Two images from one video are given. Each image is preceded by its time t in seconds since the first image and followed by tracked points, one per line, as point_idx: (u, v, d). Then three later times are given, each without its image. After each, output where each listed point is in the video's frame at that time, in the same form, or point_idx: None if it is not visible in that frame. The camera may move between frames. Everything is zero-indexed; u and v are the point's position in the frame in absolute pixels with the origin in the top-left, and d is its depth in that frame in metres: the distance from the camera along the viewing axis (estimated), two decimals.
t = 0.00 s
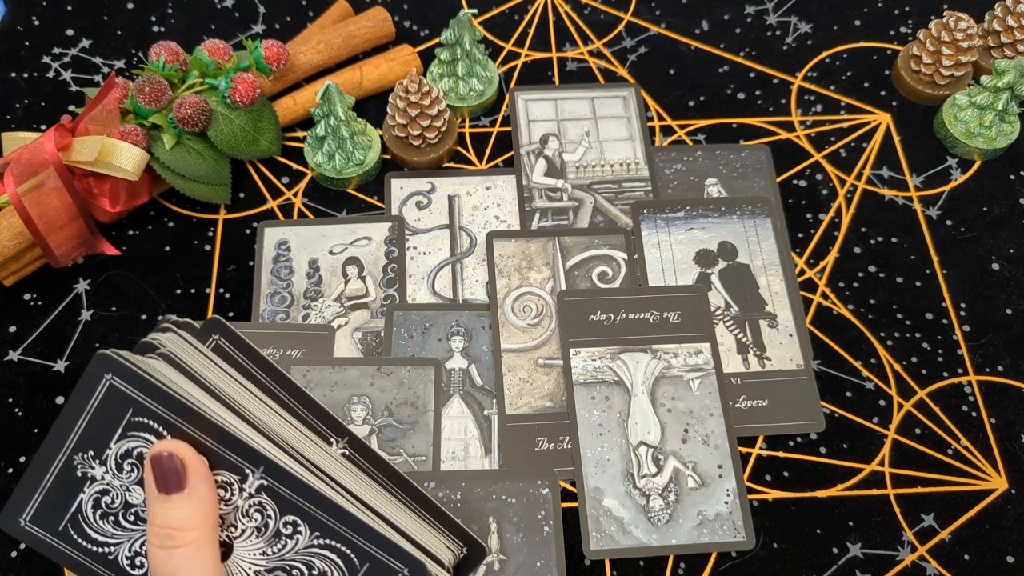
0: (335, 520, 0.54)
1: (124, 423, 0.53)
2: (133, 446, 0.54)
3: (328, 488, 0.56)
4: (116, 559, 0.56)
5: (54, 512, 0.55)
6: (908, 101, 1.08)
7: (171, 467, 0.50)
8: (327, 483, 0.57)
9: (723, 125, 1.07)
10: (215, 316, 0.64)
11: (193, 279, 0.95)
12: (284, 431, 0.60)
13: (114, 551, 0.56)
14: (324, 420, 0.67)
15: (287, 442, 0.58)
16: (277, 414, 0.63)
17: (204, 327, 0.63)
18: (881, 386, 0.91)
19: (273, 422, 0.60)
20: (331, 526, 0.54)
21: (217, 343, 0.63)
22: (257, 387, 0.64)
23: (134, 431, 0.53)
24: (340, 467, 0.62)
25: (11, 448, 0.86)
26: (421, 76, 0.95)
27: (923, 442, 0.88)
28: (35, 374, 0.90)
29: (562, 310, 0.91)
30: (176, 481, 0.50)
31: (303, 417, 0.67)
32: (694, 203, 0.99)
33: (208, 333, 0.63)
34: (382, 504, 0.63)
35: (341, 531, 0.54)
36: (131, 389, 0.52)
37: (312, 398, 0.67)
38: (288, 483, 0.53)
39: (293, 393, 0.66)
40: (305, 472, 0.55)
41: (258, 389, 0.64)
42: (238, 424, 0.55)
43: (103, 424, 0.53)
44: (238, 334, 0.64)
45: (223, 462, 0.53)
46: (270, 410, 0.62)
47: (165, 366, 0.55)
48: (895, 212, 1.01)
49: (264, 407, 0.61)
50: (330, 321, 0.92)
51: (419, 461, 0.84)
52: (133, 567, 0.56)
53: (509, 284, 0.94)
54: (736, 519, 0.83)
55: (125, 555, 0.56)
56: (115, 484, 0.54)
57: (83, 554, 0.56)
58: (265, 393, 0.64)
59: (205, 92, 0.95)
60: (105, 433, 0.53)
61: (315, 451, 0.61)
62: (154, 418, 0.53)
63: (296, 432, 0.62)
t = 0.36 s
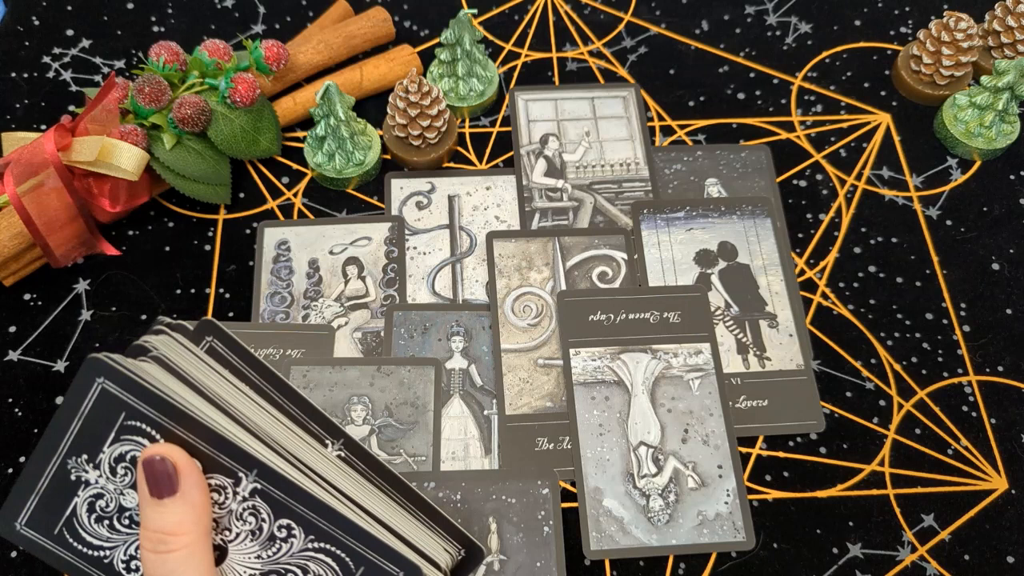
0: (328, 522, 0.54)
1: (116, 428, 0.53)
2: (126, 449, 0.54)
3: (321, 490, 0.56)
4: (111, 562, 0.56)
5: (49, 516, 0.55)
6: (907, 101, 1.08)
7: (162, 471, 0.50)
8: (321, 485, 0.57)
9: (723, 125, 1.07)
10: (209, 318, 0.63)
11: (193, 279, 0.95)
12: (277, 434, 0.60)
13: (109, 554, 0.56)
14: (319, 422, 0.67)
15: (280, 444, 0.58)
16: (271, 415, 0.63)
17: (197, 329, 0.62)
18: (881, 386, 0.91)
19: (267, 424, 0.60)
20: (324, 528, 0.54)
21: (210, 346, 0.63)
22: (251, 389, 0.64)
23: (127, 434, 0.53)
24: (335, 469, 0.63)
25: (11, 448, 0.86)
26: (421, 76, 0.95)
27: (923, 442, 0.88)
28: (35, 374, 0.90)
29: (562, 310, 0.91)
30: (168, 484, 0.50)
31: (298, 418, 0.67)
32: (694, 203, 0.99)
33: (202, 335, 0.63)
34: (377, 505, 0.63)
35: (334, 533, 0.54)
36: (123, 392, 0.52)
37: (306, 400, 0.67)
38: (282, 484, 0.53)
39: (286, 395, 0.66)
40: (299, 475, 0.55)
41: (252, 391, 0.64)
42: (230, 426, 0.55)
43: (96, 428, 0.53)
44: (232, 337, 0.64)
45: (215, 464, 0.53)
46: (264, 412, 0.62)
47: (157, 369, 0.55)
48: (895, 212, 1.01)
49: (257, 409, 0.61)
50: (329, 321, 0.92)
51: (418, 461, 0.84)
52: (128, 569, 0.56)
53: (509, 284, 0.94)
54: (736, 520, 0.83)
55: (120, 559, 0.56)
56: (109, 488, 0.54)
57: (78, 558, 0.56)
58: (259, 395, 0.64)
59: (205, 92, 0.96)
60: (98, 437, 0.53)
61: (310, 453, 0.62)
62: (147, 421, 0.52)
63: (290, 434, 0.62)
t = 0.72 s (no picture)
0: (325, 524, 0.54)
1: (116, 428, 0.53)
2: (126, 450, 0.53)
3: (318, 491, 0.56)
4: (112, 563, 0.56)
5: (51, 515, 0.55)
6: (908, 101, 1.08)
7: (162, 472, 0.50)
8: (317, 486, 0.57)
9: (723, 125, 1.07)
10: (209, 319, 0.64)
11: (193, 278, 0.95)
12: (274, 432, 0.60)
13: (111, 555, 0.56)
14: (320, 424, 0.68)
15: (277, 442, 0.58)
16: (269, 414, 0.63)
17: (198, 329, 0.63)
18: (881, 386, 0.91)
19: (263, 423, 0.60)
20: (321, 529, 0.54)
21: (211, 345, 0.64)
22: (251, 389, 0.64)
23: (127, 435, 0.53)
24: (333, 469, 0.62)
25: (11, 448, 0.86)
26: (420, 76, 0.95)
27: (923, 442, 0.88)
28: (35, 374, 0.90)
29: (562, 310, 0.91)
30: (167, 485, 0.50)
31: (299, 418, 0.68)
32: (694, 203, 0.99)
33: (203, 335, 0.63)
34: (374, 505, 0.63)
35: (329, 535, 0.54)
36: (122, 393, 0.52)
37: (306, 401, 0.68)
38: (279, 483, 0.53)
39: (287, 395, 0.67)
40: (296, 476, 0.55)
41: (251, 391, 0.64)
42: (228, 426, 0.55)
43: (96, 430, 0.53)
44: (233, 338, 0.64)
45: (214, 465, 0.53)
46: (265, 413, 0.62)
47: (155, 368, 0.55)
48: (895, 212, 1.01)
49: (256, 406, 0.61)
50: (329, 321, 0.92)
51: (418, 461, 0.84)
52: (129, 570, 0.56)
53: (509, 284, 0.94)
54: (736, 520, 0.83)
55: (121, 560, 0.56)
56: (110, 488, 0.54)
57: (80, 558, 0.56)
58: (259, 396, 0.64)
59: (205, 92, 0.95)
60: (98, 437, 0.53)
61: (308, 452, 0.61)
62: (145, 422, 0.52)
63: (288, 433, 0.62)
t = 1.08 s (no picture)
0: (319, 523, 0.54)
1: (106, 430, 0.53)
2: (117, 452, 0.53)
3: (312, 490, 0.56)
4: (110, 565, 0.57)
5: (44, 521, 0.54)
6: (907, 101, 1.08)
7: (151, 473, 0.50)
8: (313, 485, 0.57)
9: (723, 125, 1.07)
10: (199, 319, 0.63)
11: (193, 279, 0.95)
12: (269, 432, 0.60)
13: (105, 556, 0.56)
14: (311, 422, 0.67)
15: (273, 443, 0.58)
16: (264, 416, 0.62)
17: (187, 330, 0.62)
18: (881, 386, 0.91)
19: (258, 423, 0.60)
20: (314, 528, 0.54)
21: (201, 346, 0.63)
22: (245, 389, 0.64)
23: (118, 436, 0.53)
24: (329, 468, 0.63)
25: (11, 447, 0.86)
26: (420, 76, 0.95)
27: (923, 442, 0.88)
28: (35, 374, 0.90)
29: (562, 310, 0.91)
30: (157, 487, 0.50)
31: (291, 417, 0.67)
32: (694, 203, 0.99)
33: (192, 335, 0.63)
34: (371, 504, 0.63)
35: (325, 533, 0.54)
36: (112, 394, 0.52)
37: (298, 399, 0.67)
38: (276, 482, 0.53)
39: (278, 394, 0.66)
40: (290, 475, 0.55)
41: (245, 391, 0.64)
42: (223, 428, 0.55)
43: (87, 432, 0.53)
44: (222, 338, 0.63)
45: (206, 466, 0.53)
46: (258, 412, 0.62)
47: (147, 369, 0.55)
48: (895, 212, 1.01)
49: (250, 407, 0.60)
50: (329, 321, 0.92)
51: (418, 461, 0.84)
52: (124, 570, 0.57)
53: (509, 284, 0.94)
54: (736, 520, 0.83)
55: (115, 560, 0.56)
56: (102, 490, 0.54)
57: (76, 560, 0.56)
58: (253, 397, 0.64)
59: (205, 92, 0.96)
60: (90, 439, 0.53)
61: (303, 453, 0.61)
62: (138, 423, 0.52)
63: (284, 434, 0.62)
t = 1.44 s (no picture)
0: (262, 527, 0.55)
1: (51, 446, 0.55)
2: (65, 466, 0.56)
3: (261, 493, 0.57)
4: None
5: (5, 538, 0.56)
6: (907, 101, 1.08)
7: (76, 492, 0.50)
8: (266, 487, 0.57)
9: (723, 125, 1.07)
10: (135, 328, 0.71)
11: (193, 279, 0.95)
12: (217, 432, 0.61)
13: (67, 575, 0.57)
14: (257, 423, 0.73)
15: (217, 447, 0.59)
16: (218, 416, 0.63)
17: (125, 339, 0.69)
18: (881, 386, 0.91)
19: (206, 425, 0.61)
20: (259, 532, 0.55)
21: (139, 353, 0.70)
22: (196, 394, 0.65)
23: (63, 452, 0.55)
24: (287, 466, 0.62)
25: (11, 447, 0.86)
26: (421, 76, 0.95)
27: (923, 442, 0.88)
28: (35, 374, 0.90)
29: (562, 310, 0.91)
30: (82, 505, 0.50)
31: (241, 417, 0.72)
32: (694, 203, 0.99)
33: (130, 344, 0.70)
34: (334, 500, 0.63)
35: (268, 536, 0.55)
36: (48, 409, 0.54)
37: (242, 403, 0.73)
38: (216, 484, 0.55)
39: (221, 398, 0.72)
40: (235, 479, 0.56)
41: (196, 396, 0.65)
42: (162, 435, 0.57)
43: (34, 448, 0.56)
44: (159, 344, 0.71)
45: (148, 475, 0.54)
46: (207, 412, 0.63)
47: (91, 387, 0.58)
48: (896, 212, 1.01)
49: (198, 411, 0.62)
50: (329, 321, 0.92)
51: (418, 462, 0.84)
52: None
53: (509, 284, 0.94)
54: (736, 520, 0.83)
55: None
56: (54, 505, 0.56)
57: None
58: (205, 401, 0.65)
59: (205, 92, 0.96)
60: (37, 454, 0.56)
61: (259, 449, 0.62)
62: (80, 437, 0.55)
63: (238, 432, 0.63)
